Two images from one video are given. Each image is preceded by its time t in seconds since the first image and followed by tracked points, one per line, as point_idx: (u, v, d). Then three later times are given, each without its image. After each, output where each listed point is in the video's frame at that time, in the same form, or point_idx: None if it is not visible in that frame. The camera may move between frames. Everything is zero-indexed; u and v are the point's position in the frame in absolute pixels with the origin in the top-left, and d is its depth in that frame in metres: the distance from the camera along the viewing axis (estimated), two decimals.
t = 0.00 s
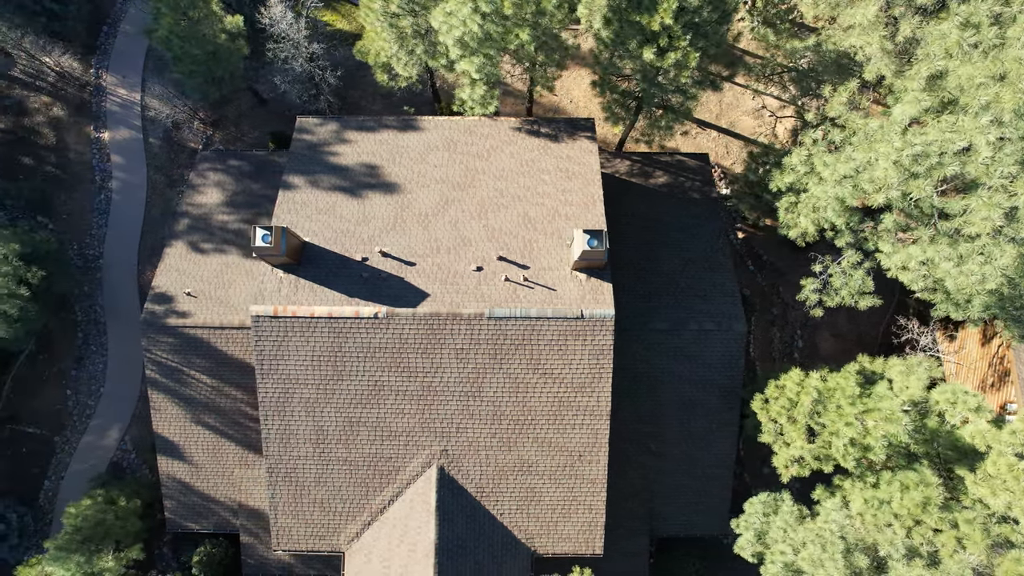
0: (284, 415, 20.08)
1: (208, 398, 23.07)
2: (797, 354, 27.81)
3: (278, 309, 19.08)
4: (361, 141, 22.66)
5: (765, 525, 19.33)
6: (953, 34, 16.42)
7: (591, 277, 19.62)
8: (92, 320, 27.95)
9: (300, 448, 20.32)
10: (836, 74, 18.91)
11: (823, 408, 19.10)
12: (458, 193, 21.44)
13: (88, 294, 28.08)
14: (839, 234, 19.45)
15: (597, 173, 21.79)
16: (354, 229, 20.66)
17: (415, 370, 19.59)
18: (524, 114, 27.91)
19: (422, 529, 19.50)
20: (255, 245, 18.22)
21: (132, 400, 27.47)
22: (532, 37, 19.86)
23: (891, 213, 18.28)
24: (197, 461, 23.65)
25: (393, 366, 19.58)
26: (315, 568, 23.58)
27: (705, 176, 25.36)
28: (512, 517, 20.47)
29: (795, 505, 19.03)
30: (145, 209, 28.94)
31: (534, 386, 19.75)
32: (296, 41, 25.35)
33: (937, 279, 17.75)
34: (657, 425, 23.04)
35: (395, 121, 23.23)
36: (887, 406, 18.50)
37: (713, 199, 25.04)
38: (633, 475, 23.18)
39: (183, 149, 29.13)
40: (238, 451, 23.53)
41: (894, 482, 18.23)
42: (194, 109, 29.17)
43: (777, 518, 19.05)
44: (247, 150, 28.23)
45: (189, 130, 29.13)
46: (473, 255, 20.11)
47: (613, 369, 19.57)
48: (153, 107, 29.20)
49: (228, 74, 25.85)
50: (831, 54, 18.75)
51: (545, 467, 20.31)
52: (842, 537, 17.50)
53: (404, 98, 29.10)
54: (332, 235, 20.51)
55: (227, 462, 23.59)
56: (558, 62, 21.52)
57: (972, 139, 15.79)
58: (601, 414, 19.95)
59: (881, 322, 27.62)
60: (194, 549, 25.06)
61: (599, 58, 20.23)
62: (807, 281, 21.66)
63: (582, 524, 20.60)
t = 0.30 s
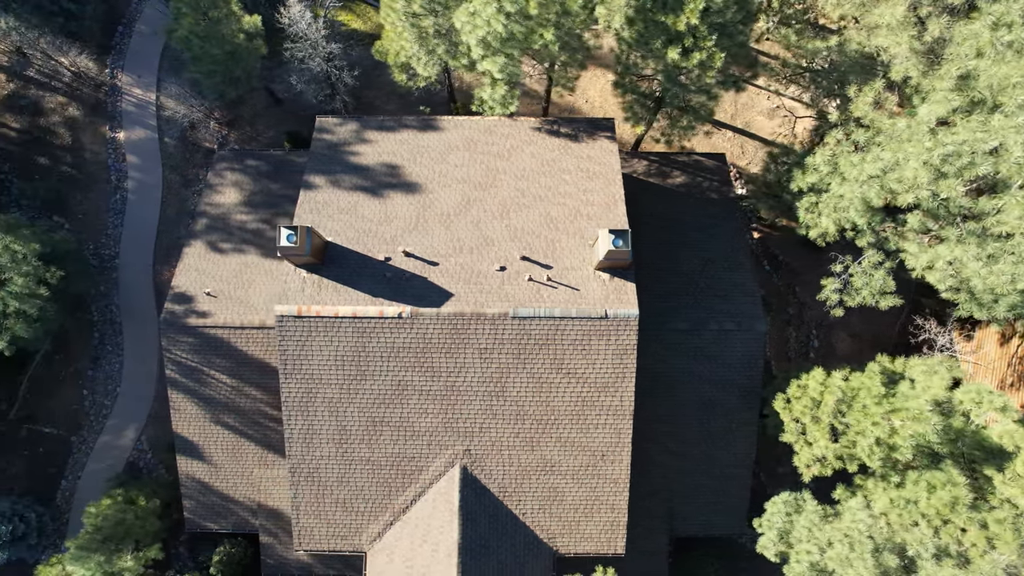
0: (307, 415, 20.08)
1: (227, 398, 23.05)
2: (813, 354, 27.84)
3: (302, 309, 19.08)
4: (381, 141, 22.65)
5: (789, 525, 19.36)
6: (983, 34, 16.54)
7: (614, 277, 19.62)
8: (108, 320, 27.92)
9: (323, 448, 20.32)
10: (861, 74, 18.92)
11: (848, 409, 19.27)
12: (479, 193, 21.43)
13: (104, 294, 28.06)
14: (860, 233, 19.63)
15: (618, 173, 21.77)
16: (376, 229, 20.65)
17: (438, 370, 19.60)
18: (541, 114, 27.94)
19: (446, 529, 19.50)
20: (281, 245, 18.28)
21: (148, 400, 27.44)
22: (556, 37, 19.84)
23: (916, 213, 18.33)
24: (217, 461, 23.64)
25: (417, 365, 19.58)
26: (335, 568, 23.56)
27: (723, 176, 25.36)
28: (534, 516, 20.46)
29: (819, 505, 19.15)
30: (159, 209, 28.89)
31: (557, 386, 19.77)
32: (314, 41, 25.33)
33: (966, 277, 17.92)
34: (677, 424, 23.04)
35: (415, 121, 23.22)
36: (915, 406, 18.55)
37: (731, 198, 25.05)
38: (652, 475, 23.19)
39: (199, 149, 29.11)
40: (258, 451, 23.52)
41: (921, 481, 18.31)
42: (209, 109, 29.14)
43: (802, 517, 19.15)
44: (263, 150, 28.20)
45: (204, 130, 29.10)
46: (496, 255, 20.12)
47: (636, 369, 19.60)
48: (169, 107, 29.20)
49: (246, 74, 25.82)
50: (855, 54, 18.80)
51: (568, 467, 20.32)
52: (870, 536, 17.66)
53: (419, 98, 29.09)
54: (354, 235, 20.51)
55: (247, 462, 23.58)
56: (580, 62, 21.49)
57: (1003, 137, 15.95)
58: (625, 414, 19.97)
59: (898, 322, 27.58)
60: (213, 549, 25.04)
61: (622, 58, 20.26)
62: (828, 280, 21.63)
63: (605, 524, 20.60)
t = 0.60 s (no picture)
0: (326, 415, 20.08)
1: (244, 397, 23.03)
2: (827, 354, 27.81)
3: (322, 309, 19.08)
4: (399, 141, 22.65)
5: (809, 525, 19.40)
6: (1012, 32, 16.74)
7: (634, 277, 19.64)
8: (122, 320, 27.91)
9: (342, 447, 20.32)
10: (883, 74, 18.93)
11: (869, 410, 19.32)
12: (498, 192, 21.44)
13: (118, 294, 28.06)
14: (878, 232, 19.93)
15: (636, 172, 21.79)
16: (395, 229, 20.65)
17: (458, 369, 19.60)
18: (555, 114, 27.97)
19: (465, 528, 19.46)
20: (303, 244, 18.28)
21: (162, 400, 27.44)
22: (577, 37, 19.85)
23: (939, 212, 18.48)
24: (233, 461, 23.62)
25: (437, 365, 19.58)
26: (350, 568, 23.53)
27: (738, 176, 25.37)
28: (553, 516, 20.45)
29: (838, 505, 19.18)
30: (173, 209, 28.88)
31: (577, 385, 19.77)
32: (331, 41, 25.34)
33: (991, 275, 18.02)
34: (694, 424, 23.03)
35: (432, 121, 23.22)
36: (939, 406, 18.47)
37: (747, 198, 25.04)
38: (669, 475, 23.17)
39: (212, 149, 29.12)
40: (274, 451, 23.51)
41: (944, 481, 18.46)
42: (223, 109, 29.15)
43: (821, 516, 19.22)
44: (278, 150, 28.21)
45: (218, 130, 29.11)
46: (515, 255, 20.12)
47: (656, 368, 19.60)
48: (183, 107, 29.21)
49: (262, 74, 25.82)
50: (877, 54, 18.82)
51: (587, 466, 20.31)
52: (893, 536, 17.69)
53: (433, 98, 29.10)
54: (374, 234, 20.51)
55: (263, 462, 23.56)
56: (600, 61, 21.47)
57: None
58: (644, 413, 19.97)
59: (912, 322, 27.53)
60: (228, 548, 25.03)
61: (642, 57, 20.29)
62: (846, 280, 21.61)
63: (623, 523, 20.59)
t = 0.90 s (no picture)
0: (337, 414, 20.09)
1: (252, 397, 23.02)
2: (834, 354, 27.76)
3: (333, 309, 19.09)
4: (408, 141, 22.66)
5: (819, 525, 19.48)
6: None
7: (644, 277, 19.67)
8: (129, 320, 27.91)
9: (352, 447, 20.33)
10: (895, 74, 18.93)
11: (878, 409, 19.39)
12: (508, 192, 21.45)
13: (125, 294, 28.06)
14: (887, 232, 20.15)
15: (646, 172, 21.79)
16: (405, 229, 20.66)
17: (469, 369, 19.61)
18: (563, 114, 28.00)
19: (475, 529, 19.41)
20: (314, 244, 18.28)
21: (170, 400, 27.45)
22: (588, 36, 19.86)
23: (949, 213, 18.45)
24: (242, 460, 23.62)
25: (447, 365, 19.59)
26: (359, 568, 23.52)
27: (746, 176, 25.39)
28: (563, 515, 20.46)
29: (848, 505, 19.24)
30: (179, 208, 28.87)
31: (588, 385, 19.77)
32: (339, 41, 25.38)
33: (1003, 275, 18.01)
34: (703, 424, 23.03)
35: (442, 121, 23.23)
36: (951, 405, 18.48)
37: (755, 198, 25.06)
38: (677, 474, 23.17)
39: (219, 149, 29.12)
40: (283, 451, 23.50)
41: (956, 480, 18.41)
42: (230, 108, 29.16)
43: (831, 515, 19.33)
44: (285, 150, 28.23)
45: (225, 129, 29.11)
46: (526, 255, 20.13)
47: (667, 368, 19.61)
48: (190, 107, 29.23)
49: (270, 74, 25.83)
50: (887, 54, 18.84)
51: (597, 466, 20.33)
52: (905, 536, 17.69)
53: (440, 98, 29.13)
54: (384, 234, 20.54)
55: (272, 462, 23.55)
56: (609, 62, 21.48)
57: None
58: (655, 413, 19.98)
59: (917, 322, 27.59)
60: (236, 548, 25.04)
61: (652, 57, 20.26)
62: (855, 280, 21.62)
63: (633, 523, 20.60)
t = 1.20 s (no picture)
0: (341, 414, 19.96)
1: (255, 397, 22.87)
2: (838, 354, 27.65)
3: (337, 308, 18.99)
4: (412, 139, 22.56)
5: (827, 525, 19.35)
6: None
7: (651, 276, 19.54)
8: (131, 319, 27.78)
9: (356, 447, 20.20)
10: (903, 72, 18.83)
11: (886, 409, 19.29)
12: (513, 191, 21.34)
13: (127, 294, 27.93)
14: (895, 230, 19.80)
15: (651, 171, 21.67)
16: (409, 228, 20.55)
17: (474, 369, 19.49)
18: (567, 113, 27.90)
19: (480, 529, 19.29)
20: (318, 243, 18.12)
21: (172, 400, 27.31)
22: (594, 34, 19.78)
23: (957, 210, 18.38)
24: (244, 461, 23.47)
25: (452, 365, 19.46)
26: (362, 569, 23.38)
27: (751, 175, 25.30)
28: (568, 516, 20.31)
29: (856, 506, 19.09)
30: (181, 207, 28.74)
31: (593, 385, 19.65)
32: (343, 40, 25.30)
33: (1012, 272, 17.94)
34: (709, 424, 22.90)
35: (446, 119, 23.13)
36: (961, 405, 18.37)
37: (760, 197, 24.95)
38: (683, 475, 23.04)
39: (222, 148, 28.99)
40: (286, 451, 23.36)
41: (965, 481, 18.29)
42: (232, 107, 29.06)
43: (839, 517, 19.13)
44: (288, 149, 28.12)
45: (227, 128, 28.99)
46: (531, 254, 20.02)
47: (673, 368, 19.48)
48: (193, 106, 29.12)
49: (273, 73, 25.72)
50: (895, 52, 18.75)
51: (602, 466, 20.19)
52: (915, 537, 17.56)
53: (444, 97, 29.05)
54: (389, 233, 20.43)
55: (275, 462, 23.41)
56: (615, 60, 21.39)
57: None
58: (661, 413, 19.85)
59: (923, 322, 27.43)
60: (238, 548, 24.90)
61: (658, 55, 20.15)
62: (861, 279, 21.51)
63: (639, 524, 20.46)
